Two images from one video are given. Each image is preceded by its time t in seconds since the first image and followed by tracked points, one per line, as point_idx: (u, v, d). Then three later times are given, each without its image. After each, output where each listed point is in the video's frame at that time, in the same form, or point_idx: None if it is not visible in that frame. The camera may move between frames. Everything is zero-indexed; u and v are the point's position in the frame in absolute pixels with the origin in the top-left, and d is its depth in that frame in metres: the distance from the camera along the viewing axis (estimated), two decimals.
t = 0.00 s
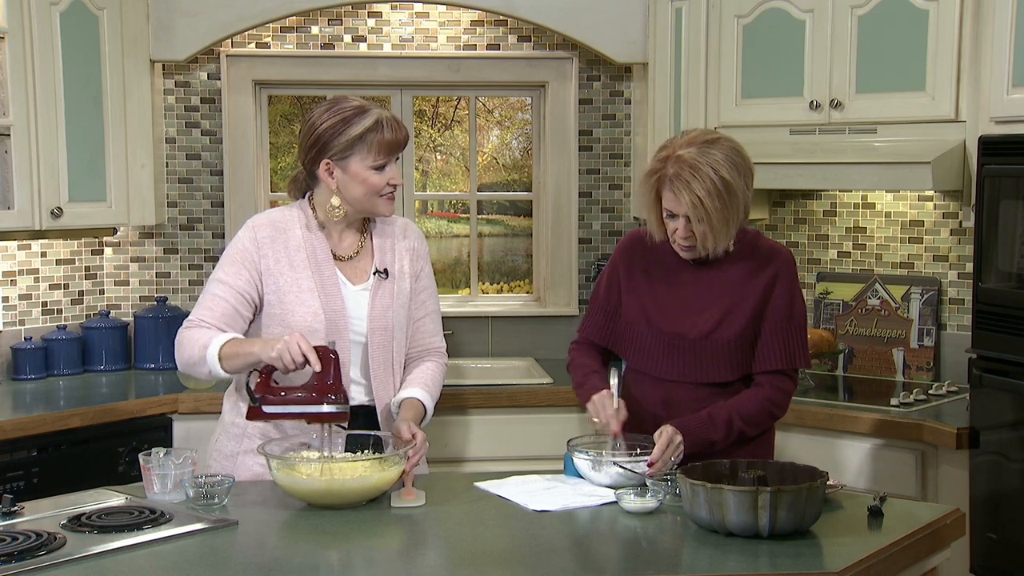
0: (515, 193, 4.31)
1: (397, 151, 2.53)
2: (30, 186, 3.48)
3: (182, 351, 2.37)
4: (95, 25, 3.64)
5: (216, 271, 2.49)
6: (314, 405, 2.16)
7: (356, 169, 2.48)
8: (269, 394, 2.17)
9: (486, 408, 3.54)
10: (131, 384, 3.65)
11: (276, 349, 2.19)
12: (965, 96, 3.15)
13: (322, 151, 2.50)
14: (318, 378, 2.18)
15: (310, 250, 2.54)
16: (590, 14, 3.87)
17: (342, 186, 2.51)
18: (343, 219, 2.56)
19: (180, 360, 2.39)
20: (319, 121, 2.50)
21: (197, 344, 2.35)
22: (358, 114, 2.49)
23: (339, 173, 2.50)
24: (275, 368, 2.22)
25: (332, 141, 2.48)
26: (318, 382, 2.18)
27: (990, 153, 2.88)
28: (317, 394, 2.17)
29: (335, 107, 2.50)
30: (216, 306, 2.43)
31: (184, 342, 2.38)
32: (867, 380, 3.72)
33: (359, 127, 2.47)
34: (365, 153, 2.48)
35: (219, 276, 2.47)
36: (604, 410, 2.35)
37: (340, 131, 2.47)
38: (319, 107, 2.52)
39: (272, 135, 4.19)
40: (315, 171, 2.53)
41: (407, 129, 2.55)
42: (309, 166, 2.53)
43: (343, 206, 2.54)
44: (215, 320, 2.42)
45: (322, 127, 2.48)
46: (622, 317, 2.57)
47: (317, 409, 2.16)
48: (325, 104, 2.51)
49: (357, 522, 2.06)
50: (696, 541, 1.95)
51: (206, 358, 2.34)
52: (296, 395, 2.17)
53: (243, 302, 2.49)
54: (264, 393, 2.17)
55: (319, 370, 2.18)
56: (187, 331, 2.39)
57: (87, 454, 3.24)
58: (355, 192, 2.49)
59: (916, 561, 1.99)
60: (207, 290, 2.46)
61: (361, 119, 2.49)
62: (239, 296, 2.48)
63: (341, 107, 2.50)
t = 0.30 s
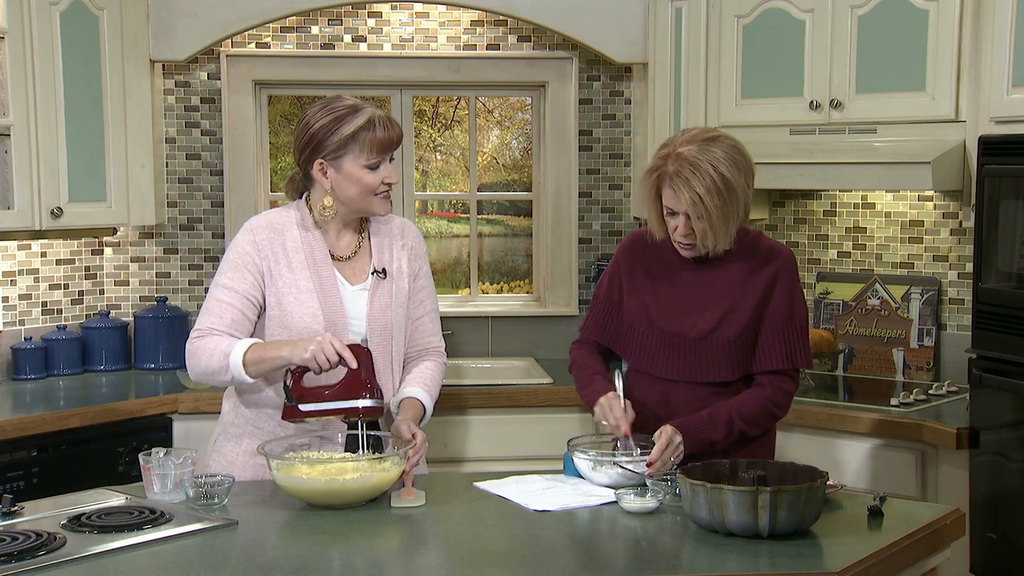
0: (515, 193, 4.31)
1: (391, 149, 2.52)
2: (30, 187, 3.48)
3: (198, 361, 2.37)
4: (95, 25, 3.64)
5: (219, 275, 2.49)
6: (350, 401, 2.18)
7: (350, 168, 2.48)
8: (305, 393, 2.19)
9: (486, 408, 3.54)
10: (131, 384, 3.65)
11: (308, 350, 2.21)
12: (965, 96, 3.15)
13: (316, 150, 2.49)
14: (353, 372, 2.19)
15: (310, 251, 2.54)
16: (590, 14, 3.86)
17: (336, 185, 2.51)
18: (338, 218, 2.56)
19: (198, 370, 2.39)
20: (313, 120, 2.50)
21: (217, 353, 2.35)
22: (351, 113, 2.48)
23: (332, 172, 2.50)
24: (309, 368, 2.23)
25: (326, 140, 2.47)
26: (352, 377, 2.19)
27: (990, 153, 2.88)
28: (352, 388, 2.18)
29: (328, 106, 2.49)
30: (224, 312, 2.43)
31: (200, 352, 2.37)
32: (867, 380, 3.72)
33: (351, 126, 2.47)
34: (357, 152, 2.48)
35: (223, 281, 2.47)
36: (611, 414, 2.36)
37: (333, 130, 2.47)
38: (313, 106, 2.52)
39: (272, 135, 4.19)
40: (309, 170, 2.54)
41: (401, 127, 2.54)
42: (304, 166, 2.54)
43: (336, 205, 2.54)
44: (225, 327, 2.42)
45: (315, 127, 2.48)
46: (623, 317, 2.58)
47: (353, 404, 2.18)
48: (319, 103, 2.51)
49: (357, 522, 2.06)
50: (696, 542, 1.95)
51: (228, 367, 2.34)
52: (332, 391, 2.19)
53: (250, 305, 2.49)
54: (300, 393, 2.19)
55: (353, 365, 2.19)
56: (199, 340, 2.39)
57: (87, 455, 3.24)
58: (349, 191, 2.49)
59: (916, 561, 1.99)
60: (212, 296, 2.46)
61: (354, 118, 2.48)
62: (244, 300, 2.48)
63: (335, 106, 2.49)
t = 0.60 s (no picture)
0: (515, 193, 4.31)
1: (392, 151, 2.52)
2: (30, 187, 3.48)
3: (186, 356, 2.37)
4: (95, 25, 3.64)
5: (215, 273, 2.49)
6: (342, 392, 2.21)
7: (352, 170, 2.48)
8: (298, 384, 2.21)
9: (486, 408, 3.54)
10: (131, 384, 3.65)
11: (302, 342, 2.23)
12: (965, 96, 3.15)
13: (317, 152, 2.49)
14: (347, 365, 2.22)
15: (310, 252, 2.54)
16: (590, 14, 3.86)
17: (337, 187, 2.51)
18: (340, 220, 2.56)
19: (186, 365, 2.38)
20: (314, 122, 2.49)
21: (207, 345, 2.34)
22: (353, 116, 2.48)
23: (334, 174, 2.50)
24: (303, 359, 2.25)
25: (327, 142, 2.47)
26: (345, 369, 2.22)
27: (990, 153, 2.88)
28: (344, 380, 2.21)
29: (329, 108, 2.49)
30: (214, 309, 2.43)
31: (189, 346, 2.37)
32: (867, 380, 3.72)
33: (353, 128, 2.47)
34: (359, 154, 2.48)
35: (218, 279, 2.47)
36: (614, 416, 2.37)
37: (335, 132, 2.47)
38: (315, 107, 2.52)
39: (272, 135, 4.19)
40: (311, 172, 2.53)
41: (402, 129, 2.54)
42: (305, 167, 2.53)
43: (338, 207, 2.53)
44: (215, 323, 2.42)
45: (317, 129, 2.48)
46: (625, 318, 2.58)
47: (344, 396, 2.20)
48: (320, 104, 2.51)
49: (357, 522, 2.06)
50: (696, 541, 1.95)
51: (217, 360, 2.33)
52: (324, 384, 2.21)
53: (243, 306, 2.49)
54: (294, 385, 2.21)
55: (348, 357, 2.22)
56: (188, 334, 2.39)
57: (87, 455, 3.24)
58: (351, 193, 2.49)
59: (916, 561, 1.99)
60: (205, 293, 2.46)
61: (356, 120, 2.48)
62: (237, 300, 2.48)
63: (337, 107, 2.49)
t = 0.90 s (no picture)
0: (515, 193, 4.31)
1: (395, 153, 2.53)
2: (30, 187, 3.48)
3: (170, 343, 2.39)
4: (95, 25, 3.64)
5: (210, 268, 2.50)
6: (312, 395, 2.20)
7: (354, 171, 2.48)
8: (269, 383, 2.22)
9: (486, 408, 3.54)
10: (131, 384, 3.65)
11: (275, 339, 2.22)
12: (965, 96, 3.16)
13: (319, 153, 2.49)
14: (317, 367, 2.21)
15: (310, 252, 2.54)
16: (590, 14, 3.86)
17: (338, 188, 2.51)
18: (342, 221, 2.56)
19: (169, 352, 2.40)
20: (317, 122, 2.49)
21: (187, 334, 2.36)
22: (356, 117, 2.48)
23: (335, 175, 2.50)
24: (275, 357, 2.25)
25: (330, 143, 2.47)
26: (316, 371, 2.21)
27: (990, 153, 2.88)
28: (314, 383, 2.20)
29: (332, 109, 2.49)
30: (204, 302, 2.45)
31: (174, 333, 2.39)
32: (867, 380, 3.72)
33: (356, 129, 2.47)
34: (361, 155, 2.48)
35: (212, 273, 2.49)
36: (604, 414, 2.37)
37: (338, 133, 2.47)
38: (317, 108, 2.52)
39: (272, 135, 4.19)
40: (312, 173, 2.53)
41: (405, 131, 2.54)
42: (308, 168, 2.53)
43: (340, 208, 2.54)
44: (204, 314, 2.44)
45: (320, 130, 2.48)
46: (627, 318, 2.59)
47: (315, 399, 2.20)
48: (322, 105, 2.51)
49: (357, 522, 2.06)
50: (696, 541, 1.95)
51: (198, 348, 2.35)
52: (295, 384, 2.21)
53: (234, 301, 2.50)
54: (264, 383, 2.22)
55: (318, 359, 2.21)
56: (176, 322, 2.41)
57: (87, 455, 3.24)
58: (352, 194, 2.49)
59: (916, 561, 1.99)
60: (199, 286, 2.48)
61: (358, 121, 2.48)
62: (231, 296, 2.49)
63: (339, 108, 2.49)
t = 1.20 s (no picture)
0: (516, 193, 4.31)
1: (395, 152, 2.53)
2: (30, 187, 3.48)
3: (174, 349, 2.40)
4: (95, 25, 3.64)
5: (213, 271, 2.51)
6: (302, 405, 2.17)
7: (355, 171, 2.48)
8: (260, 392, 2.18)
9: (486, 408, 3.54)
10: (131, 385, 3.65)
11: (265, 349, 2.21)
12: (965, 96, 3.16)
13: (319, 152, 2.49)
14: (308, 378, 2.19)
15: (310, 252, 2.54)
16: (590, 14, 3.86)
17: (339, 187, 2.51)
18: (342, 220, 2.56)
19: (173, 359, 2.41)
20: (317, 122, 2.50)
21: (188, 342, 2.37)
22: (356, 116, 2.48)
23: (336, 174, 2.50)
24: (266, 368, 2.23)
25: (330, 143, 2.47)
26: (307, 383, 2.18)
27: (990, 153, 2.88)
28: (305, 394, 2.17)
29: (332, 108, 2.49)
30: (208, 306, 2.45)
31: (178, 339, 2.40)
32: (867, 380, 3.72)
33: (357, 128, 2.47)
34: (362, 154, 2.48)
35: (216, 276, 2.50)
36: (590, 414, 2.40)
37: (338, 132, 2.47)
38: (317, 107, 2.52)
39: (272, 135, 4.19)
40: (313, 173, 2.53)
41: (405, 130, 2.54)
42: (308, 168, 2.53)
43: (341, 208, 2.54)
44: (207, 319, 2.44)
45: (320, 129, 2.48)
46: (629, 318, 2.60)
47: (306, 410, 2.16)
48: (322, 105, 2.51)
49: (357, 522, 2.06)
50: (696, 542, 1.95)
51: (198, 357, 2.36)
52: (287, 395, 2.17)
53: (237, 303, 2.50)
54: (254, 393, 2.18)
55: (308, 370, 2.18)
56: (181, 328, 2.41)
57: (87, 455, 3.24)
58: (353, 193, 2.49)
59: (916, 562, 1.99)
60: (202, 290, 2.49)
61: (359, 120, 2.48)
62: (233, 297, 2.50)
63: (339, 108, 2.50)
